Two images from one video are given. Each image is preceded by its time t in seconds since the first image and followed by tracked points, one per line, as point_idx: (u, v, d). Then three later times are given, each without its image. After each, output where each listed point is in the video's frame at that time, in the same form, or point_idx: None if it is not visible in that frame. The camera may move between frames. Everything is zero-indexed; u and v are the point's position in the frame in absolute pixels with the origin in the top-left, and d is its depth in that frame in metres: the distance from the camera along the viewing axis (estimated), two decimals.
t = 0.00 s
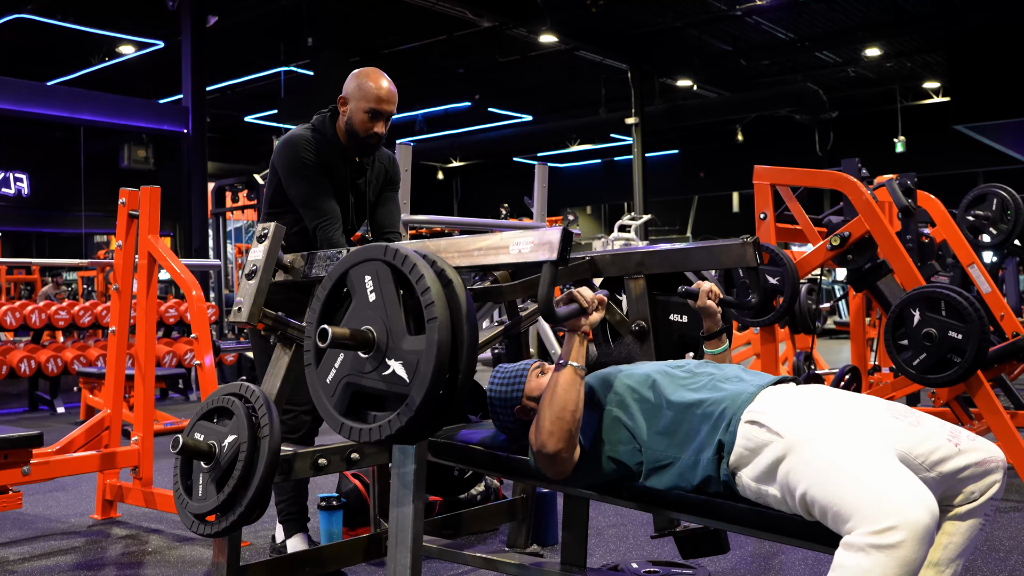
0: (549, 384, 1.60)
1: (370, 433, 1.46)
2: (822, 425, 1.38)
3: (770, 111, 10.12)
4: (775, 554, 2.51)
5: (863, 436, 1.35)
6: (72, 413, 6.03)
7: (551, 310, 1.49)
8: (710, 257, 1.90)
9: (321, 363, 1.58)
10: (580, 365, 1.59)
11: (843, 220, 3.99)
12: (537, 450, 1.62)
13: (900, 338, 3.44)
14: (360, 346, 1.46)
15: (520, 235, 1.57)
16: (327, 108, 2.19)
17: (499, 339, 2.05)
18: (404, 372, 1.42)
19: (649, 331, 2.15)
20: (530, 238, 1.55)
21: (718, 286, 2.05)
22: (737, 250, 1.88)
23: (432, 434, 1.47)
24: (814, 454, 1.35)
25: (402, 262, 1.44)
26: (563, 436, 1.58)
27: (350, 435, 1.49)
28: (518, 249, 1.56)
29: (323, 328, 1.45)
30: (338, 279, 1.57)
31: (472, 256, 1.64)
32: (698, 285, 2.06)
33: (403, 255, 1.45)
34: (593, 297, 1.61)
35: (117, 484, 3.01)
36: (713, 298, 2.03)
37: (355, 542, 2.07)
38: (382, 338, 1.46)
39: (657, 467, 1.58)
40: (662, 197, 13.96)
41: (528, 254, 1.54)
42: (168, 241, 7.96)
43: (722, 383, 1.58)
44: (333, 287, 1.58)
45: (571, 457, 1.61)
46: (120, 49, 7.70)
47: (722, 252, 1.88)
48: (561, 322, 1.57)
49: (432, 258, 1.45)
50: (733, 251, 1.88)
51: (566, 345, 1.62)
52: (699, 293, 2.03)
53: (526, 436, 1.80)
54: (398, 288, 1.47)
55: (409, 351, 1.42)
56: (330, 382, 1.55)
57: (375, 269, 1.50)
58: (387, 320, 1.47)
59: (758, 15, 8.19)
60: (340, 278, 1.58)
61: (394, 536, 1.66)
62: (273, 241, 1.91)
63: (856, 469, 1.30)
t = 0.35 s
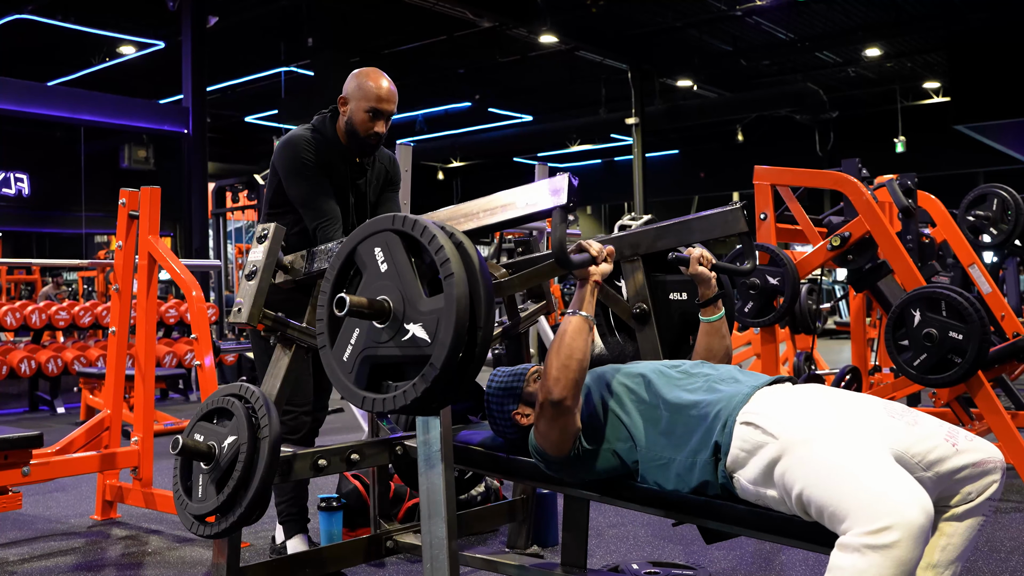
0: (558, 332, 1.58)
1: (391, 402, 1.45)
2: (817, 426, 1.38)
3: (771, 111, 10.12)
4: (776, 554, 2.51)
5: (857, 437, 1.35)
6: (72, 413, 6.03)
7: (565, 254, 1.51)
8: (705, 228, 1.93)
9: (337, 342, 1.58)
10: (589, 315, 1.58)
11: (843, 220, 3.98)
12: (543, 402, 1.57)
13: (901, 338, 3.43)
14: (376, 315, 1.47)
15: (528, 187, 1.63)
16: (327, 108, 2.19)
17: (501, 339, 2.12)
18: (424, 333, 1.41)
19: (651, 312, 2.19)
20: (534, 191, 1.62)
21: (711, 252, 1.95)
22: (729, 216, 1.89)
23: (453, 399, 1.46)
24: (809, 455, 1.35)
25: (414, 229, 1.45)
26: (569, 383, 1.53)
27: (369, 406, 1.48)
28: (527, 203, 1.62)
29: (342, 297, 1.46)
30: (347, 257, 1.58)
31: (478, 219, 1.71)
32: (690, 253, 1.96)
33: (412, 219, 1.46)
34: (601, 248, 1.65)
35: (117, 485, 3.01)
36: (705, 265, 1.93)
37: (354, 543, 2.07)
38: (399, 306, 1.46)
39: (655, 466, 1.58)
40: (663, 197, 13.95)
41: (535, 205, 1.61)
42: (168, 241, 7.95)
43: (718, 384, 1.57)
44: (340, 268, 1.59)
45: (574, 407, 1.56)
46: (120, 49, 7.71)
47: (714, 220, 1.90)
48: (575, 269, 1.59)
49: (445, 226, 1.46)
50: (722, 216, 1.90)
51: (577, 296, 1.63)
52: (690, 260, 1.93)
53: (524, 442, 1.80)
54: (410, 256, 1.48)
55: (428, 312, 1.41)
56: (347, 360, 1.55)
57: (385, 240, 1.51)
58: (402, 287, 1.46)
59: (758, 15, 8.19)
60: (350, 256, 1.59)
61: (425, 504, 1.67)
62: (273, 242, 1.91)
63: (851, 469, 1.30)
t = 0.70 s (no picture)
0: (566, 302, 1.58)
1: (403, 380, 1.45)
2: (819, 426, 1.38)
3: (771, 112, 10.11)
4: (776, 555, 2.52)
5: (859, 438, 1.35)
6: (72, 413, 6.03)
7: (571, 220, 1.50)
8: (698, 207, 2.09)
9: (347, 327, 1.58)
10: (596, 285, 1.59)
11: (843, 222, 3.98)
12: (554, 373, 1.57)
13: (902, 339, 3.43)
14: (385, 295, 1.47)
15: (524, 159, 1.64)
16: (328, 108, 2.19)
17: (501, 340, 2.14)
18: (436, 307, 1.41)
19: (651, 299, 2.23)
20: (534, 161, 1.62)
21: (703, 229, 1.98)
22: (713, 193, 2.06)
23: (466, 373, 1.46)
24: (810, 455, 1.35)
25: (422, 206, 1.45)
26: (581, 352, 1.55)
27: (383, 385, 1.48)
28: (528, 173, 1.62)
29: (351, 276, 1.46)
30: (352, 241, 1.58)
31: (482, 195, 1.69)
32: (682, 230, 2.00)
33: (417, 198, 1.46)
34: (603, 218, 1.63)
35: (117, 485, 3.01)
36: (697, 240, 1.96)
37: (354, 544, 2.07)
38: (409, 284, 1.46)
39: (655, 465, 1.57)
40: (663, 198, 13.96)
41: (537, 173, 1.61)
42: (168, 242, 7.96)
43: (718, 383, 1.57)
44: (345, 256, 1.59)
45: (581, 383, 1.57)
46: (121, 49, 7.74)
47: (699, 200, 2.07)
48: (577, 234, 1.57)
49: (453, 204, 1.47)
50: (710, 195, 2.06)
51: (583, 268, 1.62)
52: (682, 236, 1.97)
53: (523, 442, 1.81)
54: (417, 236, 1.49)
55: (438, 286, 1.42)
56: (358, 344, 1.54)
57: (391, 221, 1.51)
58: (412, 267, 1.47)
59: (759, 17, 8.17)
60: (354, 241, 1.58)
61: (447, 481, 1.68)
62: (274, 242, 1.91)
63: (854, 469, 1.30)
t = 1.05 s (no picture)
0: (570, 285, 1.62)
1: (411, 364, 1.44)
2: (818, 425, 1.38)
3: (772, 112, 10.10)
4: (776, 555, 2.52)
5: (859, 437, 1.35)
6: (73, 414, 6.03)
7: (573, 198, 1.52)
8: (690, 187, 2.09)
9: (353, 318, 1.58)
10: (598, 265, 1.63)
11: (844, 221, 3.97)
12: (559, 356, 1.58)
13: (902, 338, 3.43)
14: (391, 280, 1.47)
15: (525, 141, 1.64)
16: (330, 109, 2.19)
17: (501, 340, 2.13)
18: (443, 288, 1.41)
19: (649, 286, 2.24)
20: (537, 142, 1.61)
21: (694, 207, 2.01)
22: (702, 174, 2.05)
23: (475, 355, 1.46)
24: (811, 453, 1.35)
25: (424, 190, 1.46)
26: (586, 332, 1.56)
27: (392, 371, 1.47)
28: (528, 155, 1.62)
29: (357, 262, 1.45)
30: (355, 232, 1.59)
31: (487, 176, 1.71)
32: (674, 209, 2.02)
33: (419, 183, 1.47)
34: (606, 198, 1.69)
35: (118, 485, 3.01)
36: (689, 216, 1.98)
37: (354, 544, 2.07)
38: (414, 270, 1.46)
39: (655, 465, 1.57)
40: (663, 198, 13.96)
41: (539, 155, 1.60)
42: (169, 242, 7.96)
43: (718, 383, 1.57)
44: (348, 247, 1.59)
45: (586, 370, 1.58)
46: (122, 49, 7.75)
47: (688, 182, 2.08)
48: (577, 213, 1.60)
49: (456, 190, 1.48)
50: (700, 174, 2.06)
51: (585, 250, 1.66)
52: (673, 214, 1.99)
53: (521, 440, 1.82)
54: (421, 222, 1.50)
55: (444, 268, 1.42)
56: (365, 333, 1.54)
57: (394, 209, 1.52)
58: (417, 251, 1.47)
59: (759, 16, 8.16)
60: (358, 231, 1.59)
61: (459, 469, 1.68)
62: (274, 243, 1.91)
63: (854, 468, 1.30)
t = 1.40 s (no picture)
0: (570, 308, 1.58)
1: (402, 381, 1.45)
2: (818, 426, 1.38)
3: (772, 112, 10.09)
4: (776, 555, 2.52)
5: (858, 437, 1.35)
6: (73, 413, 6.03)
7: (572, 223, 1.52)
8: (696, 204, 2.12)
9: (347, 329, 1.58)
10: (598, 287, 1.60)
11: (843, 222, 3.97)
12: (559, 377, 1.56)
13: (902, 339, 3.43)
14: (385, 296, 1.47)
15: (528, 161, 1.64)
16: (331, 110, 2.19)
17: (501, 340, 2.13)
18: (436, 309, 1.41)
19: (650, 298, 2.30)
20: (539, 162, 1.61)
21: (703, 226, 1.98)
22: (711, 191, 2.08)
23: (467, 374, 1.46)
24: (810, 454, 1.36)
25: (421, 207, 1.46)
26: (586, 353, 1.53)
27: (383, 387, 1.48)
28: (530, 175, 1.63)
29: (351, 278, 1.45)
30: (352, 242, 1.59)
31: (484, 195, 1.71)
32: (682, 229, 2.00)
33: (417, 200, 1.47)
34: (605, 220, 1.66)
35: (118, 485, 3.01)
36: (697, 236, 1.96)
37: (354, 543, 2.07)
38: (408, 286, 1.46)
39: (655, 466, 1.57)
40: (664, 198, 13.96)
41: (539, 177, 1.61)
42: (170, 242, 7.96)
43: (719, 384, 1.58)
44: (345, 257, 1.59)
45: (588, 383, 1.55)
46: (122, 49, 7.74)
47: (702, 197, 2.10)
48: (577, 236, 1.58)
49: (453, 206, 1.47)
50: (709, 192, 2.09)
51: (585, 271, 1.63)
52: (681, 233, 1.97)
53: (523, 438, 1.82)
54: (418, 238, 1.49)
55: (438, 288, 1.42)
56: (358, 345, 1.55)
57: (391, 223, 1.51)
58: (412, 267, 1.47)
59: (760, 17, 8.15)
60: (355, 242, 1.59)
61: (444, 485, 1.66)
62: (274, 242, 1.91)
63: (852, 468, 1.30)
